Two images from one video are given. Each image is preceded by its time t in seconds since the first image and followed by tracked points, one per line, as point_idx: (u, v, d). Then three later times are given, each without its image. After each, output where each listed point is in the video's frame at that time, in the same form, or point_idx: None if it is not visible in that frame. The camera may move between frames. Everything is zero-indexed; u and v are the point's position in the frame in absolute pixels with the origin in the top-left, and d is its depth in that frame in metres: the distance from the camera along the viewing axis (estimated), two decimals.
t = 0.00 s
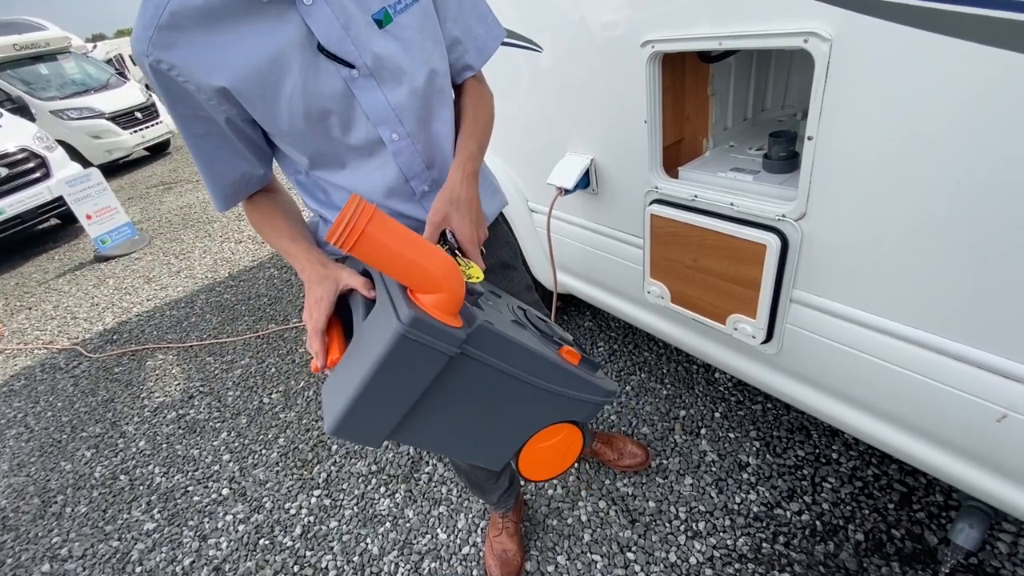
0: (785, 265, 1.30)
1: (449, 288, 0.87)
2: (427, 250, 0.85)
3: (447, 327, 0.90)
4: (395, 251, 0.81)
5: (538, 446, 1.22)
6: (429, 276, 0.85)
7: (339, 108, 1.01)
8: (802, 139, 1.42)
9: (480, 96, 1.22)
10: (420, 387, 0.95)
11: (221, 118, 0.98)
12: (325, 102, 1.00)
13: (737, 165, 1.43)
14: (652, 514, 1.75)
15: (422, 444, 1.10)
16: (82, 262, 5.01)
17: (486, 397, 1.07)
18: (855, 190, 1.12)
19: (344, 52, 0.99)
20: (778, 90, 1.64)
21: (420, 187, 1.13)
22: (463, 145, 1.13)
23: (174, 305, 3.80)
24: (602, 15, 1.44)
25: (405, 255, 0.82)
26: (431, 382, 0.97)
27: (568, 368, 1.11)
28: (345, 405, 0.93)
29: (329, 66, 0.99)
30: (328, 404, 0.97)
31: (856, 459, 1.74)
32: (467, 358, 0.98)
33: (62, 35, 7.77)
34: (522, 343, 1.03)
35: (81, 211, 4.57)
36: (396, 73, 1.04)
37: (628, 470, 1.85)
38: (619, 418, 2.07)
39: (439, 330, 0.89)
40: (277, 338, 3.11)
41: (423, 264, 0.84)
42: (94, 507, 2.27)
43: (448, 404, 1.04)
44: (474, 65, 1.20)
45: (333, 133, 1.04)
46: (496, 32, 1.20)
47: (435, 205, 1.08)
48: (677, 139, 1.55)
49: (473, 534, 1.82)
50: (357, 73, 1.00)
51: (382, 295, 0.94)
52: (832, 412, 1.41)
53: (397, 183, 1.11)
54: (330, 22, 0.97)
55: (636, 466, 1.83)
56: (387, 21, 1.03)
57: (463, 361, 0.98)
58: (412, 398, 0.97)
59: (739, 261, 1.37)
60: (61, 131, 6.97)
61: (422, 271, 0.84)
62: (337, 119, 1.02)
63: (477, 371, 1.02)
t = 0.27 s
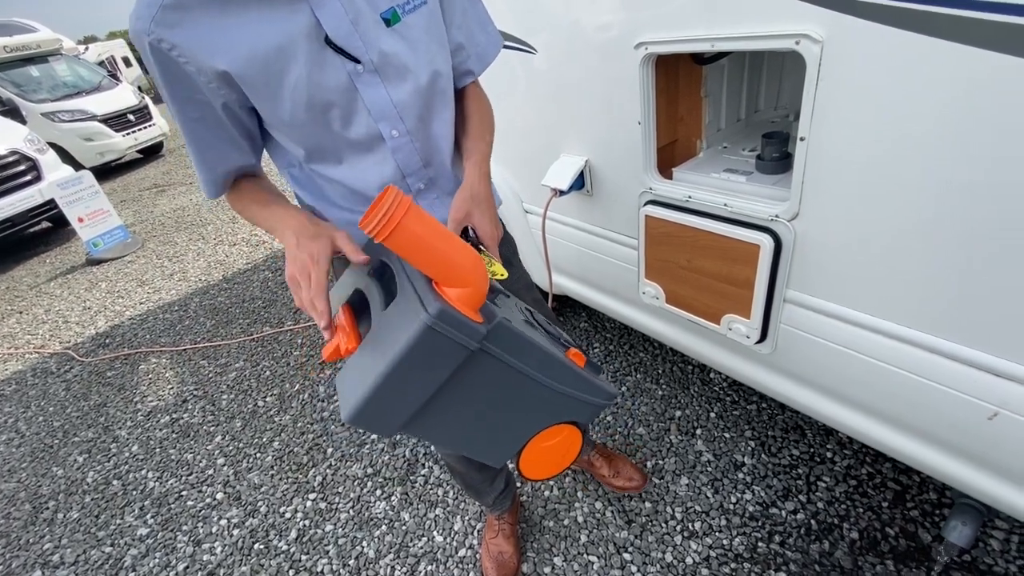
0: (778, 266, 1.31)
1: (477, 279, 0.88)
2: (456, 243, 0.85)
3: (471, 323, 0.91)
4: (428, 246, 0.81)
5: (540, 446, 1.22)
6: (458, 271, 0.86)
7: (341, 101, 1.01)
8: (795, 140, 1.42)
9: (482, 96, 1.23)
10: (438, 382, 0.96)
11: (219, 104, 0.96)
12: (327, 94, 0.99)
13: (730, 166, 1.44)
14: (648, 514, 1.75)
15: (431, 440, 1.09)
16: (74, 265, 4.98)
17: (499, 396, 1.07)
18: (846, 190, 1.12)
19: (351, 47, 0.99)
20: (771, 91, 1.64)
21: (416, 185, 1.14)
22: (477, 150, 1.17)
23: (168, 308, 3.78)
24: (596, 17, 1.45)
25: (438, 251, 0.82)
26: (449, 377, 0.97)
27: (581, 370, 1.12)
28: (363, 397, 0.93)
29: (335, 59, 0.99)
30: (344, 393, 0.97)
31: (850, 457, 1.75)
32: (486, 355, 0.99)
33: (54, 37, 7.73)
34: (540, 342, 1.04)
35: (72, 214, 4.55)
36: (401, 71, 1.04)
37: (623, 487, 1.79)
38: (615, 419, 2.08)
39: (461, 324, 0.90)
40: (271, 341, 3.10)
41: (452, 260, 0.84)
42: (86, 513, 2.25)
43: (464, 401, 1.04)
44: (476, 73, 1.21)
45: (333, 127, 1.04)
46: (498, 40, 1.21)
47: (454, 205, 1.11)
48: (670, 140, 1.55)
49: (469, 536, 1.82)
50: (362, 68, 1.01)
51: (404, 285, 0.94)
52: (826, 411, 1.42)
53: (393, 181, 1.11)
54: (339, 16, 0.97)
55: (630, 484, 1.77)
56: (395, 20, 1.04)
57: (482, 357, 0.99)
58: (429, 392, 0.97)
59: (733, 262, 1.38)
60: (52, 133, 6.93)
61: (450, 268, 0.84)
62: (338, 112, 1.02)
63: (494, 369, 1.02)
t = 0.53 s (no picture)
0: (769, 267, 1.32)
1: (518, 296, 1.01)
2: (502, 265, 0.99)
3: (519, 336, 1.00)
4: (475, 264, 0.93)
5: (567, 453, 1.22)
6: (500, 288, 0.97)
7: (379, 91, 1.02)
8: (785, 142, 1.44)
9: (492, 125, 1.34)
10: (489, 397, 1.00)
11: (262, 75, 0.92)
12: (369, 83, 1.00)
13: (719, 170, 1.45)
14: (643, 516, 1.75)
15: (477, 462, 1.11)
16: (63, 271, 4.93)
17: (540, 410, 1.11)
18: (835, 192, 1.13)
19: (399, 41, 1.01)
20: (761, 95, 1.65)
21: (433, 182, 1.17)
22: (491, 181, 1.30)
23: (158, 313, 3.75)
24: (588, 21, 1.46)
25: (484, 269, 0.94)
26: (499, 392, 1.01)
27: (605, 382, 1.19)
28: (424, 418, 0.95)
29: (380, 49, 1.00)
30: (399, 419, 0.99)
31: (842, 457, 1.76)
32: (530, 369, 1.04)
33: (43, 40, 7.67)
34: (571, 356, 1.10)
35: (61, 219, 4.51)
36: (437, 71, 1.08)
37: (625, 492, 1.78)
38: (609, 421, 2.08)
39: (512, 338, 0.97)
40: (263, 345, 3.09)
41: (496, 277, 0.96)
42: (76, 521, 2.23)
43: (508, 417, 1.08)
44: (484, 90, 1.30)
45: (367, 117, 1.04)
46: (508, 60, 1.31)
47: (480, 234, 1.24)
48: (662, 144, 1.56)
49: (463, 540, 1.81)
50: (404, 63, 1.03)
51: (446, 306, 0.99)
52: (819, 411, 1.43)
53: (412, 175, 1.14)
54: (392, 10, 0.99)
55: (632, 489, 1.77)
56: (435, 25, 1.08)
57: (526, 374, 1.04)
58: (481, 408, 1.01)
59: (724, 264, 1.39)
60: (41, 137, 6.87)
61: (494, 283, 0.96)
62: (373, 101, 1.03)
63: (537, 383, 1.07)
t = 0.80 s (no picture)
0: (753, 271, 1.33)
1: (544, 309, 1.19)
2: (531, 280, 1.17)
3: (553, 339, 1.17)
4: (513, 282, 1.11)
5: (583, 453, 1.31)
6: (530, 300, 1.15)
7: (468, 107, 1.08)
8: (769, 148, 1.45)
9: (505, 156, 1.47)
10: (523, 400, 1.10)
11: (434, 92, 0.94)
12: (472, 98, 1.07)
13: (704, 173, 1.46)
14: (633, 519, 1.76)
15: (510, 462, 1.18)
16: (49, 277, 4.88)
17: (565, 413, 1.21)
18: (817, 195, 1.15)
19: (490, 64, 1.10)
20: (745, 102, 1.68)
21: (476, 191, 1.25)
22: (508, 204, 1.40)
23: (146, 319, 3.72)
24: (574, 28, 1.47)
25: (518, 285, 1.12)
26: (531, 396, 1.11)
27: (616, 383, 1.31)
28: (470, 417, 1.04)
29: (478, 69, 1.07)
30: (447, 422, 1.07)
31: (830, 458, 1.78)
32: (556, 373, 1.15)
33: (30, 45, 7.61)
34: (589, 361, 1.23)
35: (47, 225, 4.46)
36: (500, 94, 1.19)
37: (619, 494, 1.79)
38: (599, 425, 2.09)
39: (545, 345, 1.09)
40: (253, 351, 3.07)
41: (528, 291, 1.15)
42: (61, 531, 2.20)
43: (539, 418, 1.17)
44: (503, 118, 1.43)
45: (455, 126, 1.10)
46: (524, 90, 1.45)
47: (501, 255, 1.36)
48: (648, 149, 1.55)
49: (454, 546, 1.81)
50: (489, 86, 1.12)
51: (481, 321, 1.11)
52: (805, 413, 1.44)
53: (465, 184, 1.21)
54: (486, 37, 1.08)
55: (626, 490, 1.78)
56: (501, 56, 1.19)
57: (553, 378, 1.14)
58: (517, 411, 1.10)
59: (710, 267, 1.40)
60: (26, 142, 6.80)
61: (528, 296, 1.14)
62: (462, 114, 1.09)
63: (563, 387, 1.17)
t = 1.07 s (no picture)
0: (734, 276, 1.34)
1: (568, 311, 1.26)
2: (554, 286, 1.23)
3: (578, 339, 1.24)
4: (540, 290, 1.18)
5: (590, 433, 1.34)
6: (554, 304, 1.22)
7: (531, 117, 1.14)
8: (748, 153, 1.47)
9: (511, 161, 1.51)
10: (550, 395, 1.15)
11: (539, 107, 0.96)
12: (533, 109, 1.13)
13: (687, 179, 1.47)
14: (620, 524, 1.76)
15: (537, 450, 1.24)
16: (33, 284, 4.81)
17: (586, 404, 1.26)
18: (794, 200, 1.16)
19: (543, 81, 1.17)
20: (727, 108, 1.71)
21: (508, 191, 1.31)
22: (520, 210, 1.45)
23: (131, 327, 3.68)
24: (556, 35, 1.48)
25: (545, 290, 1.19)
26: (556, 391, 1.16)
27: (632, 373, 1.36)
28: (504, 413, 1.10)
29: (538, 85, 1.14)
30: (483, 417, 1.13)
31: (815, 460, 1.79)
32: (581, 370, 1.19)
33: (15, 50, 7.54)
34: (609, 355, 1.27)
35: (31, 232, 4.41)
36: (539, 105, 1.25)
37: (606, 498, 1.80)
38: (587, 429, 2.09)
39: (568, 343, 1.15)
40: (240, 358, 3.04)
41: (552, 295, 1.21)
42: (43, 544, 2.17)
43: (564, 411, 1.22)
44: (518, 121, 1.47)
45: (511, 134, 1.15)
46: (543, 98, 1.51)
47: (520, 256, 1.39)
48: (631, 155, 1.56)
49: (441, 553, 1.80)
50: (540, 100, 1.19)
51: (508, 322, 1.16)
52: (787, 415, 1.45)
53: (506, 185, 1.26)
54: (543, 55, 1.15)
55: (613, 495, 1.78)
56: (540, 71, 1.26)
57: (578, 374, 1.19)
58: (544, 405, 1.16)
59: (692, 272, 1.41)
60: (10, 148, 6.72)
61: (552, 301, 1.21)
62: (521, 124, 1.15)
63: (586, 382, 1.22)
